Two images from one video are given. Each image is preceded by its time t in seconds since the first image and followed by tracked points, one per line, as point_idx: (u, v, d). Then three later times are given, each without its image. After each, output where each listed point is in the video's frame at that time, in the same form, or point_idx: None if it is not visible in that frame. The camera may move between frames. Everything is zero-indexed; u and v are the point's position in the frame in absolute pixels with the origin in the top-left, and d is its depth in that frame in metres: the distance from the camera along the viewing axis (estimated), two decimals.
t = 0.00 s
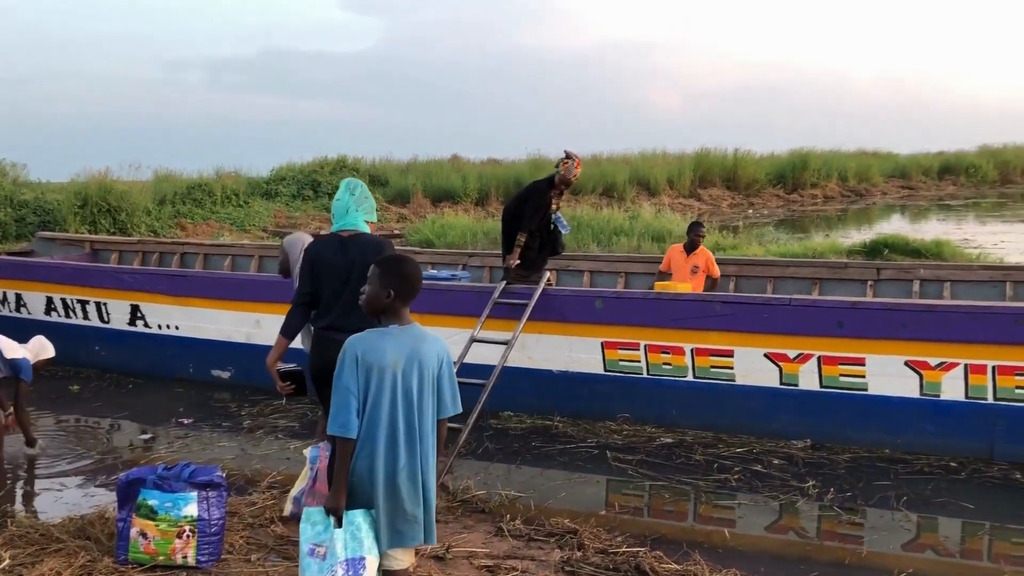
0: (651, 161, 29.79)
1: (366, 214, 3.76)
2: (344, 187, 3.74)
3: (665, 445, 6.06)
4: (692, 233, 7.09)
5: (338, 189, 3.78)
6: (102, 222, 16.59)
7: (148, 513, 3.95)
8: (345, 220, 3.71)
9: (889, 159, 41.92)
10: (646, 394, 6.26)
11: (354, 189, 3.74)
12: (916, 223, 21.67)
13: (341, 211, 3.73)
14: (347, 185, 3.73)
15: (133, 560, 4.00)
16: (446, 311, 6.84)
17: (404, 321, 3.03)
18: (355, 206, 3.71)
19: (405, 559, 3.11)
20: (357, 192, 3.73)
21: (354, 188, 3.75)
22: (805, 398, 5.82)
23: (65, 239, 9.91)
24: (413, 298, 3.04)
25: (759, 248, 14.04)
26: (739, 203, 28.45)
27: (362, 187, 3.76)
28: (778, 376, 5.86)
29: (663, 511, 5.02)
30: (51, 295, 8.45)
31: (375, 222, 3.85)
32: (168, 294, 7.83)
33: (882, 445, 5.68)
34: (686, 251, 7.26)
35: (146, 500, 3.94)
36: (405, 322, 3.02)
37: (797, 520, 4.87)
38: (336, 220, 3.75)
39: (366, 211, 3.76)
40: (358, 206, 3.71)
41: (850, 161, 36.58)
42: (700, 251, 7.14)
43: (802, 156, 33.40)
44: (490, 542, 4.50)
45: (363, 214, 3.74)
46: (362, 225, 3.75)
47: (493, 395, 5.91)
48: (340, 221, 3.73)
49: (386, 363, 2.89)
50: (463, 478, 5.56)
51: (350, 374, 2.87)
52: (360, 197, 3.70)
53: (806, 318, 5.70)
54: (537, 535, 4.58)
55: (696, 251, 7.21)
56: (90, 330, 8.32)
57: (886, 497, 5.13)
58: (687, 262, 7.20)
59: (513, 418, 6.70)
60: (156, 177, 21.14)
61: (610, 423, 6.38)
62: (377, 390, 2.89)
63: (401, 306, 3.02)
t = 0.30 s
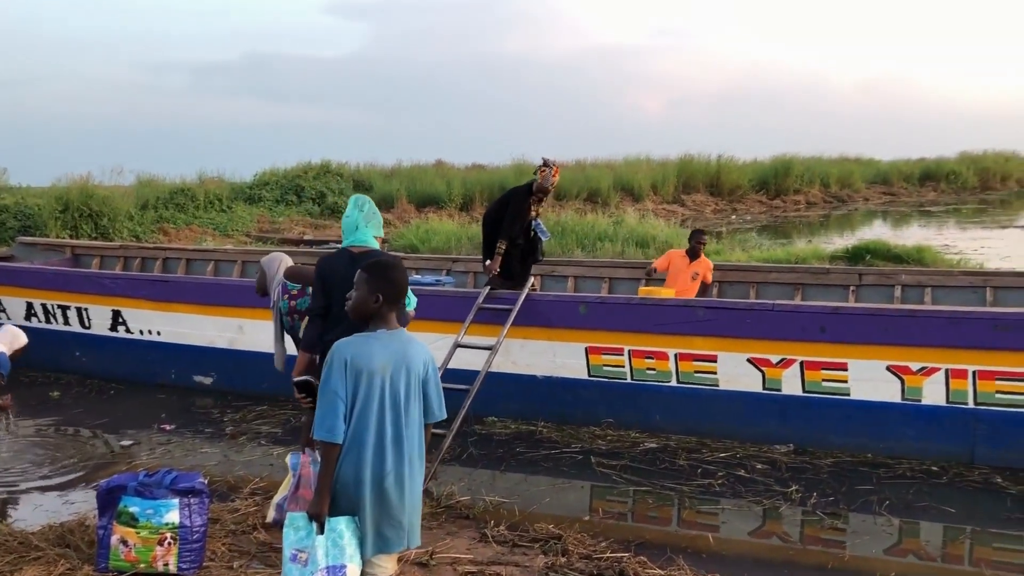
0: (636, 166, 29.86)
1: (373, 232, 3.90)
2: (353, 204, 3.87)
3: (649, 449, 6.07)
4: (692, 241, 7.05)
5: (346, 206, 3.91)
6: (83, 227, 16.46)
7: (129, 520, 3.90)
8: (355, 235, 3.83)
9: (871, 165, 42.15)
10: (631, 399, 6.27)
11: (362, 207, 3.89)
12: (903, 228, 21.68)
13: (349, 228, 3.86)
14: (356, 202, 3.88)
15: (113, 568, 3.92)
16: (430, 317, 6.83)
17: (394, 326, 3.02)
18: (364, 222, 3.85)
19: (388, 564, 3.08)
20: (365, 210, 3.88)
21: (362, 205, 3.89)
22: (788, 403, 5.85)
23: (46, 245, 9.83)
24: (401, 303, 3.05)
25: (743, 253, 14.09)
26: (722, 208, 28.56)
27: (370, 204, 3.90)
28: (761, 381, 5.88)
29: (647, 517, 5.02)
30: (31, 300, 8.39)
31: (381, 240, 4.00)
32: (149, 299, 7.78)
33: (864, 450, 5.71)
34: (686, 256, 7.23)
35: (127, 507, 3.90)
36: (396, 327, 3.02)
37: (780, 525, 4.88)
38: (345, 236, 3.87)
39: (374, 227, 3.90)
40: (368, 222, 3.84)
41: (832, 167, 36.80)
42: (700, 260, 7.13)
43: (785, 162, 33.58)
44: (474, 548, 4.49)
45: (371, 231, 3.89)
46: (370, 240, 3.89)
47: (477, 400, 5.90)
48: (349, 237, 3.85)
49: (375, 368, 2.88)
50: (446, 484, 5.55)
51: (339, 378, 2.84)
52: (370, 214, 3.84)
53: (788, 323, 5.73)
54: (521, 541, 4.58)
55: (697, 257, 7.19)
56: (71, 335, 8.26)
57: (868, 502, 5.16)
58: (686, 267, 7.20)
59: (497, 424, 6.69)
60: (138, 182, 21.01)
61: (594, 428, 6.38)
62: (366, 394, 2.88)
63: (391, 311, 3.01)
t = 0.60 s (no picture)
0: (617, 172, 29.94)
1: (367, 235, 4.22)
2: (348, 210, 4.21)
3: (630, 454, 6.08)
4: (681, 250, 7.10)
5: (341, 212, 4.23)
6: (61, 231, 16.30)
7: (104, 527, 3.79)
8: (351, 239, 4.15)
9: (851, 171, 42.45)
10: (612, 404, 6.27)
11: (357, 214, 4.22)
12: (876, 234, 22.13)
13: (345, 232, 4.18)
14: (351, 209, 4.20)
15: None
16: (410, 321, 6.81)
17: (373, 331, 3.00)
18: (360, 227, 4.17)
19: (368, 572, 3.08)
20: (360, 215, 4.21)
21: (356, 212, 4.23)
22: (767, 408, 5.87)
23: (22, 249, 9.73)
24: (381, 307, 3.03)
25: (723, 258, 14.15)
26: (703, 214, 28.68)
27: (364, 211, 4.24)
28: (740, 386, 5.90)
29: (628, 522, 5.02)
30: (7, 305, 8.30)
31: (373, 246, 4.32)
32: (127, 304, 7.72)
33: (843, 454, 5.74)
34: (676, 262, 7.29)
35: (102, 514, 3.80)
36: (375, 332, 3.00)
37: (760, 529, 4.89)
38: (342, 240, 4.18)
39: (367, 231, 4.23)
40: (363, 226, 4.17)
41: (812, 173, 37.05)
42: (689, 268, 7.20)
43: (765, 168, 33.77)
44: (454, 553, 4.48)
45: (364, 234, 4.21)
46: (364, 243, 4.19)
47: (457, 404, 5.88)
48: (345, 240, 4.16)
49: (354, 373, 2.86)
50: (427, 489, 5.53)
51: (316, 383, 2.83)
52: (365, 219, 4.17)
53: (768, 329, 5.75)
54: (501, 546, 4.57)
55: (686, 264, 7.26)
56: (47, 341, 8.18)
57: (847, 506, 5.18)
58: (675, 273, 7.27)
59: (478, 429, 6.68)
60: (117, 186, 20.84)
61: (575, 433, 6.38)
62: (344, 400, 2.86)
63: (370, 316, 3.00)
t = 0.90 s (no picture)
0: (596, 175, 30.01)
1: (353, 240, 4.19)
2: (334, 216, 4.18)
3: (608, 456, 6.08)
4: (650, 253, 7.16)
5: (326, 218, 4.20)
6: (35, 232, 16.14)
7: (77, 532, 3.75)
8: (338, 244, 4.12)
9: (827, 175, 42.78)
10: (590, 407, 6.28)
11: (343, 219, 4.19)
12: (851, 238, 22.42)
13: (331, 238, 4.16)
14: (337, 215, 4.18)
15: None
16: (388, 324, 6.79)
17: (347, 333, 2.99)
18: (346, 233, 4.15)
19: None
20: (346, 221, 4.18)
21: (342, 217, 4.20)
22: (744, 410, 5.89)
23: None
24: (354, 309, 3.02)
25: (700, 261, 14.22)
26: (681, 217, 28.80)
27: (349, 216, 4.21)
28: (717, 388, 5.92)
29: (606, 524, 5.03)
30: None
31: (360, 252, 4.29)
32: (102, 307, 7.64)
33: (819, 455, 5.77)
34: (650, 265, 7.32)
35: (74, 519, 3.76)
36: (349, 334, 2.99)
37: (737, 530, 4.91)
38: (327, 246, 4.16)
39: (354, 238, 4.20)
40: (349, 231, 4.16)
41: (789, 177, 37.31)
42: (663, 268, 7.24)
43: (743, 171, 33.98)
44: (432, 557, 4.46)
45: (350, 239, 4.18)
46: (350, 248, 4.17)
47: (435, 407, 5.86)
48: (331, 246, 4.14)
49: (327, 374, 2.85)
50: (404, 492, 5.51)
51: (288, 384, 2.82)
52: (351, 224, 4.16)
53: (745, 331, 5.78)
54: (479, 549, 4.56)
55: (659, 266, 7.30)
56: (21, 344, 8.08)
57: (823, 507, 5.21)
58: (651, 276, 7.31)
59: (456, 432, 6.66)
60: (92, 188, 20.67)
61: (553, 436, 6.38)
62: (317, 401, 2.85)
63: (344, 318, 3.00)
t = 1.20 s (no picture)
0: (575, 176, 30.05)
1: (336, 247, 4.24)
2: (316, 222, 4.17)
3: (586, 456, 6.09)
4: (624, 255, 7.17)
5: (308, 225, 4.19)
6: (8, 233, 15.97)
7: (50, 536, 3.72)
8: (324, 253, 4.16)
9: (804, 176, 43.08)
10: (569, 407, 6.28)
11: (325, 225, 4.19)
12: (827, 238, 22.61)
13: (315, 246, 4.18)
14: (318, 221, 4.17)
15: None
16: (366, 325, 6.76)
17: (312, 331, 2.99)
18: (330, 240, 4.17)
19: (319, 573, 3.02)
20: (329, 226, 4.18)
21: (324, 222, 4.19)
22: (722, 409, 5.92)
23: None
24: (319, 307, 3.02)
25: (678, 261, 14.27)
26: (660, 217, 28.91)
27: (331, 220, 4.22)
28: (695, 387, 5.94)
29: (584, 523, 5.03)
30: None
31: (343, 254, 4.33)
32: (76, 308, 7.56)
33: (796, 454, 5.81)
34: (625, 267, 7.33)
35: (48, 522, 3.72)
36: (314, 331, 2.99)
37: (715, 529, 4.93)
38: (312, 254, 4.19)
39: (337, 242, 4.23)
40: (333, 238, 4.18)
41: (766, 177, 37.54)
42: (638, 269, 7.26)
43: (721, 171, 34.15)
44: (411, 558, 4.44)
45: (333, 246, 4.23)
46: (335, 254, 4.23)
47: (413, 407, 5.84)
48: (318, 255, 4.18)
49: (296, 371, 2.85)
50: (383, 493, 5.49)
51: (258, 383, 2.80)
52: (334, 231, 4.17)
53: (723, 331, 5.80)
54: (458, 550, 4.55)
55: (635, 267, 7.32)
56: None
57: (800, 505, 5.24)
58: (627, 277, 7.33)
59: (435, 433, 6.64)
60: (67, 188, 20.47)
61: (533, 436, 6.38)
62: (287, 399, 2.84)
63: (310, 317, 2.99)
